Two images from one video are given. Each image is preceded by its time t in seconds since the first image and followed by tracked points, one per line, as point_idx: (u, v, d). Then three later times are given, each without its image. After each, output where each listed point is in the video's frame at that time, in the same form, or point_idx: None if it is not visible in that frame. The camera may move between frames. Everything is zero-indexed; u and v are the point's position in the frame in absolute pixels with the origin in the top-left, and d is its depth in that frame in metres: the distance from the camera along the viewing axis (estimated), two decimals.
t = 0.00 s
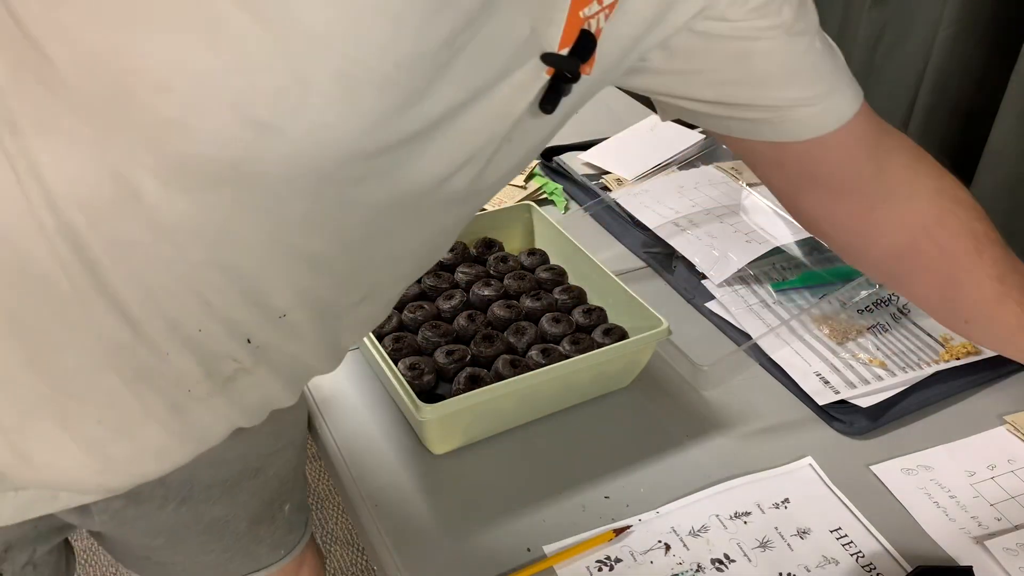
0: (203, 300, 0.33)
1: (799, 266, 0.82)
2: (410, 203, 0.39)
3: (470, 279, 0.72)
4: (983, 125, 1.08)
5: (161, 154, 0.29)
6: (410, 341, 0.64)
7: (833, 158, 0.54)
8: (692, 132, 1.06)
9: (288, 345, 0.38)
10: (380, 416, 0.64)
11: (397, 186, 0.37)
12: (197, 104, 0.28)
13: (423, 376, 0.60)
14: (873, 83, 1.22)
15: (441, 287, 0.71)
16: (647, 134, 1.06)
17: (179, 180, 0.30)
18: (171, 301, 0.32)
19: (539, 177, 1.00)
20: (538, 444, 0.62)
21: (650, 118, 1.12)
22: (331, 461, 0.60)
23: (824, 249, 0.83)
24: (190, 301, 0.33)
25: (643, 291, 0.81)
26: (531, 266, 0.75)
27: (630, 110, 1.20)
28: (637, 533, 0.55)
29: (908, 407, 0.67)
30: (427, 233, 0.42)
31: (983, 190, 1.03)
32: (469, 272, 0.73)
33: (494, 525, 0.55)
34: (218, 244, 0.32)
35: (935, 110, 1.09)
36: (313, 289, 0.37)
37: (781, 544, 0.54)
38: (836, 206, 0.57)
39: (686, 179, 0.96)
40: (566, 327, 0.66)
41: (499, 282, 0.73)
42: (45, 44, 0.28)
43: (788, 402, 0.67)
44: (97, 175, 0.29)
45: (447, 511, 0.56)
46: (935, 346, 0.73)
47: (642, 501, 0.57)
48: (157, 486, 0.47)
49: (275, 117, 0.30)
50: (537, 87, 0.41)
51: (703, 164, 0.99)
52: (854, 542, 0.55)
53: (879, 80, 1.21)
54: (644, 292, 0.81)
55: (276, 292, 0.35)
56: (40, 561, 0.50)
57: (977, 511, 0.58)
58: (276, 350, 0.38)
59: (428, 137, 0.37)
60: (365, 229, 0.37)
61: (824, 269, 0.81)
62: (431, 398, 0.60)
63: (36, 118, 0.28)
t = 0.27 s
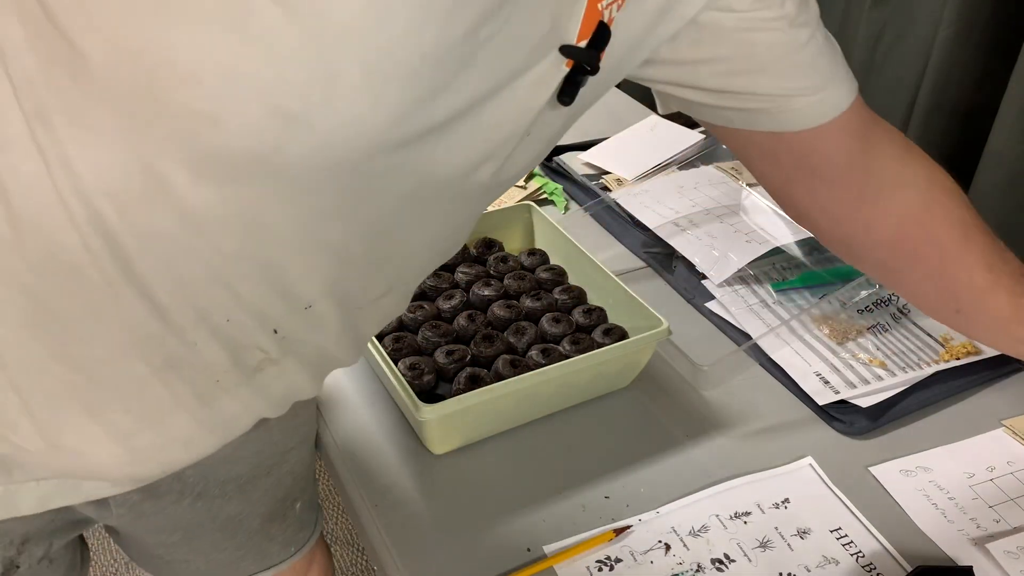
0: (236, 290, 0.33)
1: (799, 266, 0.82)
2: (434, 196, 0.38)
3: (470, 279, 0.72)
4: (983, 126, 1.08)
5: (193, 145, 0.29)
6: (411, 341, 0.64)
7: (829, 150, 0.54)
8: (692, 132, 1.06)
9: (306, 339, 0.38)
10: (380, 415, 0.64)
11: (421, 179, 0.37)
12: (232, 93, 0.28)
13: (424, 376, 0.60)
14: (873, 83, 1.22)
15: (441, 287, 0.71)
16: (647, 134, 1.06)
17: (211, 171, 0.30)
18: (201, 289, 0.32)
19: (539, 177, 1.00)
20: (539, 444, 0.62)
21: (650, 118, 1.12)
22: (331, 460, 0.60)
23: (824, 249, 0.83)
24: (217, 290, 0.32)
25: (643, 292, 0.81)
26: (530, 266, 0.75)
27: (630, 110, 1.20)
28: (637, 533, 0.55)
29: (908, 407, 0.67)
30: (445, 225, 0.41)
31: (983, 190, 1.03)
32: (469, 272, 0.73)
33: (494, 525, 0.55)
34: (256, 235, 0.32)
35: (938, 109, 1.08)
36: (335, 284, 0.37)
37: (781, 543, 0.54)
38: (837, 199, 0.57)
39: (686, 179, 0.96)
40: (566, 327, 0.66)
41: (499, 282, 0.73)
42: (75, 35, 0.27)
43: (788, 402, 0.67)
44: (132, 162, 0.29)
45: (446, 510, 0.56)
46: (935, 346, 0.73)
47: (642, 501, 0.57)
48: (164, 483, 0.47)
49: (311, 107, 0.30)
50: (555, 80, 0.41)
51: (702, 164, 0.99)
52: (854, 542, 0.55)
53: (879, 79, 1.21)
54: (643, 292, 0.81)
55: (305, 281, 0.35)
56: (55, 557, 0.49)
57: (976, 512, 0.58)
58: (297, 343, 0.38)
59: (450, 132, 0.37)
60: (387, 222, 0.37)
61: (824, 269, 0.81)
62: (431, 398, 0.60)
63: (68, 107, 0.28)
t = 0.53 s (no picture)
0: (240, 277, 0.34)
1: (799, 266, 0.82)
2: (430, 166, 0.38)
3: (470, 279, 0.72)
4: (984, 126, 1.08)
5: (189, 131, 0.29)
6: (411, 341, 0.64)
7: (742, 106, 0.48)
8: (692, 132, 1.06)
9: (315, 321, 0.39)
10: (380, 415, 0.64)
11: (420, 144, 0.36)
12: (222, 79, 0.29)
13: (424, 376, 0.60)
14: (873, 83, 1.22)
15: (440, 287, 0.71)
16: (647, 134, 1.06)
17: (212, 161, 0.30)
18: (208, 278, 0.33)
19: (539, 177, 1.00)
20: (539, 444, 0.62)
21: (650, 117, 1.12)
22: (330, 461, 0.60)
23: (824, 249, 0.83)
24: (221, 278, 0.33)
25: (643, 292, 0.81)
26: (530, 266, 0.75)
27: (630, 110, 1.20)
28: (637, 533, 0.55)
29: (908, 407, 0.67)
30: (450, 187, 0.41)
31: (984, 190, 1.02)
32: (469, 272, 0.73)
33: (494, 525, 0.55)
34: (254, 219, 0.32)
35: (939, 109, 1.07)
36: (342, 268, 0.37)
37: (781, 543, 0.54)
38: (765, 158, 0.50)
39: (686, 179, 0.96)
40: (566, 327, 0.66)
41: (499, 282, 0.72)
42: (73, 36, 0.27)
43: (788, 402, 0.67)
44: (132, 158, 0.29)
45: (446, 510, 0.56)
46: (935, 346, 0.73)
47: (642, 501, 0.57)
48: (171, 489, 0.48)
49: (299, 82, 0.30)
50: (538, 37, 0.40)
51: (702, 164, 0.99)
52: (854, 542, 0.55)
53: (879, 79, 1.20)
54: (643, 292, 0.81)
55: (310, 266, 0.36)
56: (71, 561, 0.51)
57: (976, 512, 0.58)
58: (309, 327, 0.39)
59: (438, 99, 0.36)
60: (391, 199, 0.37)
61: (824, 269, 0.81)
62: (431, 398, 0.60)
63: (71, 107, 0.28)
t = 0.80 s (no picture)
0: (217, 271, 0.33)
1: (799, 266, 0.82)
2: (373, 111, 0.38)
3: (469, 279, 0.72)
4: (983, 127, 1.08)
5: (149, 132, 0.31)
6: (411, 341, 0.64)
7: None
8: (692, 132, 1.06)
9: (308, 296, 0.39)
10: (379, 415, 0.64)
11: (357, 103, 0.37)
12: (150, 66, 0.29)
13: (423, 376, 0.60)
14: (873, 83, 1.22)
15: (440, 287, 0.71)
16: (647, 134, 1.06)
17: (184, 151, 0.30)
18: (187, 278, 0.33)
19: (539, 177, 1.00)
20: (539, 444, 0.62)
21: (650, 118, 1.12)
22: (330, 461, 0.60)
23: (824, 249, 0.83)
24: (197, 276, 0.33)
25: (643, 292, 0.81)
26: (530, 266, 0.75)
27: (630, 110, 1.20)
28: (637, 532, 0.55)
29: (908, 407, 0.67)
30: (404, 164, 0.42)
31: (984, 191, 1.02)
32: (469, 272, 0.73)
33: (495, 526, 0.55)
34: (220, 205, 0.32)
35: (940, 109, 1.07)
36: (317, 237, 0.37)
37: (781, 543, 0.54)
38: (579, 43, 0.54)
39: (685, 179, 0.96)
40: (566, 327, 0.66)
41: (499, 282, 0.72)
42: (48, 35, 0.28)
43: (788, 402, 0.67)
44: (88, 171, 0.29)
45: (446, 509, 0.56)
46: (935, 346, 0.73)
47: (642, 501, 0.57)
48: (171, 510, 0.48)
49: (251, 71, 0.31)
50: None
51: (702, 164, 0.99)
52: (854, 542, 0.55)
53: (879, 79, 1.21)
54: (643, 292, 0.81)
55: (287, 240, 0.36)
56: None
57: (976, 512, 0.58)
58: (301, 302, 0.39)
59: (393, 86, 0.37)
60: (351, 159, 0.37)
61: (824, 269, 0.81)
62: (431, 398, 0.60)
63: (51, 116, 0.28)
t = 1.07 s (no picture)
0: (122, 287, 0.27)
1: (799, 266, 0.82)
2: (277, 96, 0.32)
3: (469, 279, 0.72)
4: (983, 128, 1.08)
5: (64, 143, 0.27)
6: (410, 341, 0.64)
7: None
8: (692, 132, 1.06)
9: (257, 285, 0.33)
10: (379, 415, 0.64)
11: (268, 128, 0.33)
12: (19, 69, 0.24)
13: (424, 376, 0.60)
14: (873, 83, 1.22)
15: (440, 287, 0.71)
16: (647, 134, 1.06)
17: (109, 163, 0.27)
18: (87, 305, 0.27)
19: (539, 177, 1.00)
20: (539, 444, 0.62)
21: (650, 117, 1.12)
22: (330, 460, 0.60)
23: (824, 249, 0.83)
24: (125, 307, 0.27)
25: (644, 292, 0.81)
26: (530, 266, 0.75)
27: (630, 110, 1.20)
28: (637, 532, 0.55)
29: (908, 407, 0.67)
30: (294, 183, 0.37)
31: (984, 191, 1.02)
32: (469, 272, 0.73)
33: (495, 526, 0.55)
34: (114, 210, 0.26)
35: (940, 109, 1.07)
36: (247, 223, 0.31)
37: (781, 543, 0.54)
38: None
39: (685, 179, 0.96)
40: (566, 327, 0.66)
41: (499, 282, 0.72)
42: None
43: (788, 402, 0.67)
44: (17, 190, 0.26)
45: (446, 509, 0.56)
46: (935, 346, 0.73)
47: (642, 501, 0.57)
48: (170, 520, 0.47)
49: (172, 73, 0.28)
50: None
51: (702, 164, 0.99)
52: (854, 542, 0.55)
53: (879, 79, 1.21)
54: (643, 292, 0.81)
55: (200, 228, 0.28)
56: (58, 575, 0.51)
57: (976, 513, 0.58)
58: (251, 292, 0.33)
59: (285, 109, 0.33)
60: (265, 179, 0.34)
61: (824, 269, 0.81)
62: (431, 398, 0.60)
63: None
